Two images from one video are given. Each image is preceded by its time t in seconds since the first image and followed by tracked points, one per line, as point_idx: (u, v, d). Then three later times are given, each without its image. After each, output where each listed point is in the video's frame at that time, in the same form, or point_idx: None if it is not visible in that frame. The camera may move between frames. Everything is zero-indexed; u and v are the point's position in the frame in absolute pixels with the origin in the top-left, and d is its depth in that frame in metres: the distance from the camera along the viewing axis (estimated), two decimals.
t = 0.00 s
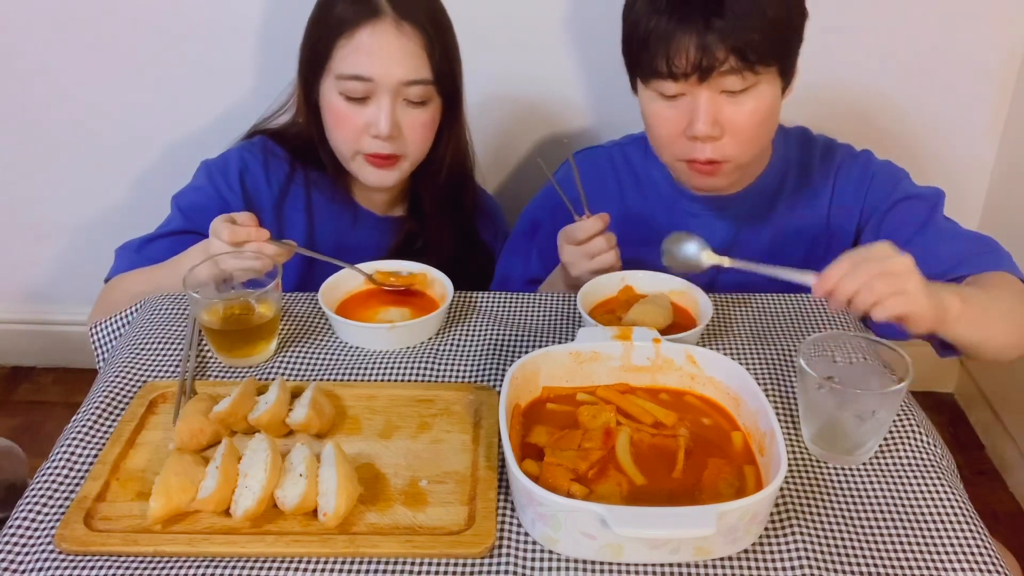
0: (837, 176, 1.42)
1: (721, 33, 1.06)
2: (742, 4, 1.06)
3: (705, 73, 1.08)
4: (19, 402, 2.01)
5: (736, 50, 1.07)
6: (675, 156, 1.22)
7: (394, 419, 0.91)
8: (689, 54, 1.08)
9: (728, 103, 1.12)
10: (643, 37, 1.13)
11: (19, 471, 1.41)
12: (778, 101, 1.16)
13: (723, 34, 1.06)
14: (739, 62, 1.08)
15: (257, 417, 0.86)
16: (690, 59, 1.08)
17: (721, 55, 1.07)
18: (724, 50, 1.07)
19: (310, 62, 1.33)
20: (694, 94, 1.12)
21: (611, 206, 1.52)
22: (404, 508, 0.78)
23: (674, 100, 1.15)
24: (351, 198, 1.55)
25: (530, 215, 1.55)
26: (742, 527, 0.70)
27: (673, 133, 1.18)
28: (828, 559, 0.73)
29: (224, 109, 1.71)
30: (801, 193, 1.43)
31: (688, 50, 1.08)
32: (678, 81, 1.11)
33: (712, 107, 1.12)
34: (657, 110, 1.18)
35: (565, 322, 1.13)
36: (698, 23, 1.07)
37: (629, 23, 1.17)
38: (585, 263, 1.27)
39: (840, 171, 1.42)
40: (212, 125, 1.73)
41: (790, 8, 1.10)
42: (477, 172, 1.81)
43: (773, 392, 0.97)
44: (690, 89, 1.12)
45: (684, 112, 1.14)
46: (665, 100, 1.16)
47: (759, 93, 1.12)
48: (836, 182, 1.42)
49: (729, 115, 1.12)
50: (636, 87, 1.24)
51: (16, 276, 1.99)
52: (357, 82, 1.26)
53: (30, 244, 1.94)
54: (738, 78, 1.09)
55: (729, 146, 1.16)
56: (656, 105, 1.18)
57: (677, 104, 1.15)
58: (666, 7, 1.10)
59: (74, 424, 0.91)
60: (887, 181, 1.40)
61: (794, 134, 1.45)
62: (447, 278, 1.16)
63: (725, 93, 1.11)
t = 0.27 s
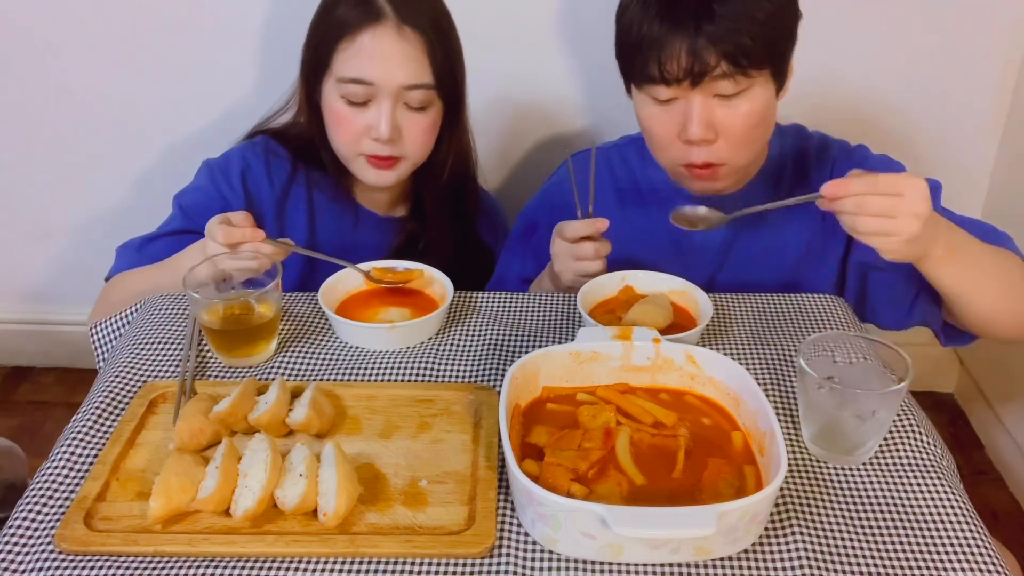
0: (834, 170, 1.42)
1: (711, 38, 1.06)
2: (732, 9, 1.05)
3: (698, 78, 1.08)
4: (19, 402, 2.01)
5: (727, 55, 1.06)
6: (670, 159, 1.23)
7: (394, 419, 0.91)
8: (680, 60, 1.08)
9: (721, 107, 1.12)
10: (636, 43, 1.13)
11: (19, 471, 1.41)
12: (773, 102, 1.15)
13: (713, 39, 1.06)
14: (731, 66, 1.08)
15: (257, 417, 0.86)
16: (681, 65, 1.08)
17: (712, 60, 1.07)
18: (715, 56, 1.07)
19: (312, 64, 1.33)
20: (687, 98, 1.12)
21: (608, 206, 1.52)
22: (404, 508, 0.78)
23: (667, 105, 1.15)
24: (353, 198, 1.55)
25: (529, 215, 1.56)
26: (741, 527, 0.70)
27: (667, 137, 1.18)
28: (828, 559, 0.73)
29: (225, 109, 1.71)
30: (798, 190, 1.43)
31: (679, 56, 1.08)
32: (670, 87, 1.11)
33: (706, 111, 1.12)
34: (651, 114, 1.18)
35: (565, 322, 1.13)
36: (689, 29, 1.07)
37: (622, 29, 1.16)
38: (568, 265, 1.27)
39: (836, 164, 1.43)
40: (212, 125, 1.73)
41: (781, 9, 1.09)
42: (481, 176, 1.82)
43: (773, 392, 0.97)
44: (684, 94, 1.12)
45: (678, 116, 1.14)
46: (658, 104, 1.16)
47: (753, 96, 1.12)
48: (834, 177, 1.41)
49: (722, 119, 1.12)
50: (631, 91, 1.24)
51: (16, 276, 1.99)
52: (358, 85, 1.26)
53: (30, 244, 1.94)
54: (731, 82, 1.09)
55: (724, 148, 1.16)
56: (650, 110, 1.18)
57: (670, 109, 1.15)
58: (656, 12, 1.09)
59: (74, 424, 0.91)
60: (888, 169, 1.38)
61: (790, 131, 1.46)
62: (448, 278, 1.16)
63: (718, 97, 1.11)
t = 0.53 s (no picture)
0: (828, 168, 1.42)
1: (701, 41, 1.06)
2: (723, 10, 1.05)
3: (690, 80, 1.08)
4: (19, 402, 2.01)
5: (719, 58, 1.06)
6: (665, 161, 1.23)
7: (394, 419, 0.91)
8: (672, 63, 1.08)
9: (713, 108, 1.12)
10: (628, 45, 1.13)
11: (19, 471, 1.41)
12: (766, 102, 1.16)
13: (704, 42, 1.06)
14: (722, 68, 1.08)
15: (257, 417, 0.86)
16: (672, 68, 1.08)
17: (704, 62, 1.07)
18: (706, 58, 1.07)
19: (314, 66, 1.34)
20: (680, 100, 1.12)
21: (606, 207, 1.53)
22: (404, 508, 0.78)
23: (661, 107, 1.15)
24: (353, 199, 1.55)
25: (526, 216, 1.57)
26: (742, 527, 0.70)
27: (661, 139, 1.18)
28: (828, 559, 0.73)
29: (225, 109, 1.71)
30: (794, 188, 1.43)
31: (670, 58, 1.08)
32: (663, 89, 1.12)
33: (698, 114, 1.12)
34: (645, 116, 1.18)
35: (565, 322, 1.13)
36: (679, 31, 1.07)
37: (615, 32, 1.16)
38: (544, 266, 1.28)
39: (830, 162, 1.42)
40: (212, 125, 1.73)
41: (773, 9, 1.09)
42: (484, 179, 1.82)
43: (773, 392, 0.97)
44: (677, 96, 1.12)
45: (671, 118, 1.15)
46: (652, 106, 1.17)
47: (746, 97, 1.12)
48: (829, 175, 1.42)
49: (715, 121, 1.13)
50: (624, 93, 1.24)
51: (16, 276, 1.99)
52: (356, 88, 1.26)
53: (31, 244, 1.94)
54: (723, 84, 1.09)
55: (717, 150, 1.16)
56: (644, 111, 1.18)
57: (663, 111, 1.15)
58: (648, 15, 1.09)
59: (74, 424, 0.91)
60: (880, 167, 1.38)
61: (786, 130, 1.45)
62: (447, 277, 1.16)
63: (711, 98, 1.11)
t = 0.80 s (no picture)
0: (823, 166, 1.41)
1: (690, 44, 1.05)
2: (713, 14, 1.05)
3: (680, 84, 1.08)
4: (19, 402, 2.01)
5: (708, 61, 1.06)
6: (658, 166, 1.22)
7: (394, 419, 0.91)
8: (661, 68, 1.08)
9: (705, 112, 1.11)
10: (618, 49, 1.13)
11: (19, 471, 1.41)
12: (757, 107, 1.15)
13: (693, 46, 1.05)
14: (712, 72, 1.07)
15: (257, 417, 0.86)
16: (662, 72, 1.08)
17: (693, 66, 1.07)
18: (695, 62, 1.06)
19: (312, 65, 1.34)
20: (671, 104, 1.12)
21: (604, 208, 1.53)
22: (404, 508, 0.78)
23: (652, 112, 1.15)
24: (352, 201, 1.55)
25: (525, 216, 1.57)
26: (742, 527, 0.70)
27: (654, 143, 1.18)
28: (828, 559, 0.73)
29: (225, 108, 1.71)
30: (791, 186, 1.42)
31: (660, 62, 1.08)
32: (653, 93, 1.11)
33: (689, 117, 1.11)
34: (637, 121, 1.18)
35: (565, 322, 1.13)
36: (667, 35, 1.07)
37: (605, 35, 1.16)
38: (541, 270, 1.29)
39: (825, 160, 1.42)
40: (212, 125, 1.73)
41: (765, 15, 1.09)
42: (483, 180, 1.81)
43: (773, 392, 0.97)
44: (668, 100, 1.11)
45: (663, 122, 1.14)
46: (644, 112, 1.16)
47: (737, 100, 1.12)
48: (824, 170, 1.41)
49: (707, 125, 1.12)
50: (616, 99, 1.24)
51: (16, 276, 1.99)
52: (354, 83, 1.26)
53: (31, 244, 1.94)
54: (714, 87, 1.09)
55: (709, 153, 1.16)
56: (636, 117, 1.18)
57: (655, 115, 1.14)
58: (638, 19, 1.09)
59: (74, 424, 0.91)
60: (871, 163, 1.39)
61: (781, 130, 1.46)
62: (447, 277, 1.16)
63: (702, 103, 1.11)
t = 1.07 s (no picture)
0: (819, 166, 1.42)
1: (678, 50, 1.05)
2: (699, 19, 1.04)
3: (669, 89, 1.08)
4: (19, 402, 2.02)
5: (697, 66, 1.06)
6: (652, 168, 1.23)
7: (394, 419, 0.91)
8: (650, 75, 1.08)
9: (696, 116, 1.12)
10: (607, 55, 1.13)
11: (19, 471, 1.41)
12: (750, 109, 1.16)
13: (681, 52, 1.05)
14: (702, 77, 1.07)
15: (257, 417, 0.86)
16: (651, 79, 1.08)
17: (682, 71, 1.06)
18: (684, 68, 1.06)
19: (306, 62, 1.34)
20: (662, 110, 1.12)
21: (602, 210, 1.53)
22: (404, 508, 0.78)
23: (644, 118, 1.15)
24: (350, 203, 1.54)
25: (523, 218, 1.56)
26: (742, 528, 0.70)
27: (647, 148, 1.18)
28: (828, 559, 0.73)
29: (224, 108, 1.71)
30: (789, 186, 1.42)
31: (649, 69, 1.08)
32: (644, 99, 1.11)
33: (682, 121, 1.12)
34: (630, 126, 1.18)
35: (565, 322, 1.13)
36: (655, 42, 1.06)
37: (595, 40, 1.16)
38: (536, 271, 1.30)
39: (822, 160, 1.42)
40: (211, 125, 1.73)
41: (753, 16, 1.08)
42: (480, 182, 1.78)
43: (773, 392, 0.97)
44: (658, 105, 1.11)
45: (655, 127, 1.14)
46: (636, 117, 1.16)
47: (729, 103, 1.12)
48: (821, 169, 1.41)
49: (698, 128, 1.12)
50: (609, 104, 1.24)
51: (15, 276, 1.99)
52: (350, 79, 1.27)
53: (30, 244, 1.94)
54: (704, 91, 1.08)
55: (702, 156, 1.17)
56: (628, 122, 1.18)
57: (647, 121, 1.15)
58: (625, 26, 1.09)
59: (74, 425, 0.91)
60: (867, 162, 1.39)
61: (778, 130, 1.46)
62: (447, 277, 1.16)
63: (693, 106, 1.11)
